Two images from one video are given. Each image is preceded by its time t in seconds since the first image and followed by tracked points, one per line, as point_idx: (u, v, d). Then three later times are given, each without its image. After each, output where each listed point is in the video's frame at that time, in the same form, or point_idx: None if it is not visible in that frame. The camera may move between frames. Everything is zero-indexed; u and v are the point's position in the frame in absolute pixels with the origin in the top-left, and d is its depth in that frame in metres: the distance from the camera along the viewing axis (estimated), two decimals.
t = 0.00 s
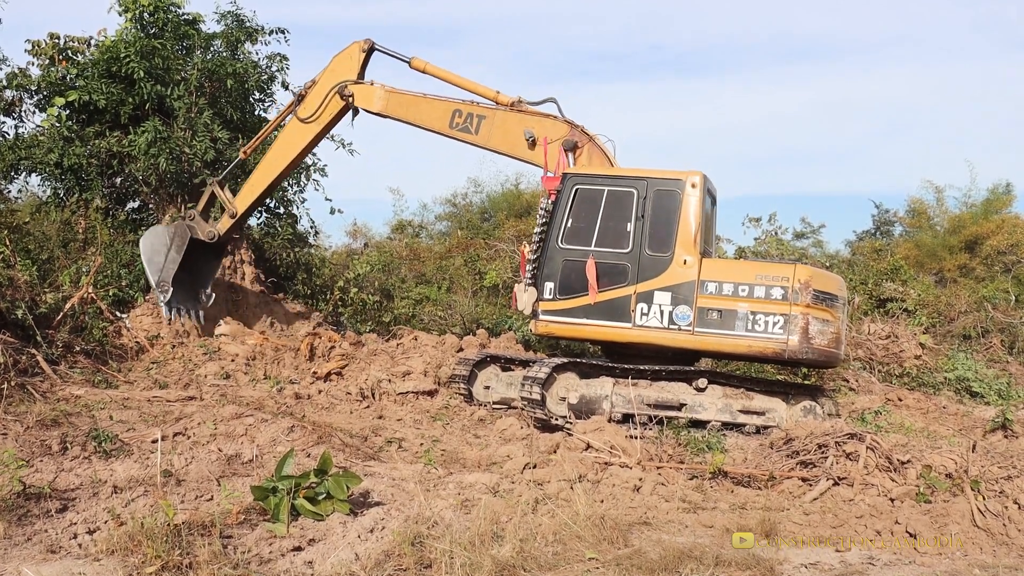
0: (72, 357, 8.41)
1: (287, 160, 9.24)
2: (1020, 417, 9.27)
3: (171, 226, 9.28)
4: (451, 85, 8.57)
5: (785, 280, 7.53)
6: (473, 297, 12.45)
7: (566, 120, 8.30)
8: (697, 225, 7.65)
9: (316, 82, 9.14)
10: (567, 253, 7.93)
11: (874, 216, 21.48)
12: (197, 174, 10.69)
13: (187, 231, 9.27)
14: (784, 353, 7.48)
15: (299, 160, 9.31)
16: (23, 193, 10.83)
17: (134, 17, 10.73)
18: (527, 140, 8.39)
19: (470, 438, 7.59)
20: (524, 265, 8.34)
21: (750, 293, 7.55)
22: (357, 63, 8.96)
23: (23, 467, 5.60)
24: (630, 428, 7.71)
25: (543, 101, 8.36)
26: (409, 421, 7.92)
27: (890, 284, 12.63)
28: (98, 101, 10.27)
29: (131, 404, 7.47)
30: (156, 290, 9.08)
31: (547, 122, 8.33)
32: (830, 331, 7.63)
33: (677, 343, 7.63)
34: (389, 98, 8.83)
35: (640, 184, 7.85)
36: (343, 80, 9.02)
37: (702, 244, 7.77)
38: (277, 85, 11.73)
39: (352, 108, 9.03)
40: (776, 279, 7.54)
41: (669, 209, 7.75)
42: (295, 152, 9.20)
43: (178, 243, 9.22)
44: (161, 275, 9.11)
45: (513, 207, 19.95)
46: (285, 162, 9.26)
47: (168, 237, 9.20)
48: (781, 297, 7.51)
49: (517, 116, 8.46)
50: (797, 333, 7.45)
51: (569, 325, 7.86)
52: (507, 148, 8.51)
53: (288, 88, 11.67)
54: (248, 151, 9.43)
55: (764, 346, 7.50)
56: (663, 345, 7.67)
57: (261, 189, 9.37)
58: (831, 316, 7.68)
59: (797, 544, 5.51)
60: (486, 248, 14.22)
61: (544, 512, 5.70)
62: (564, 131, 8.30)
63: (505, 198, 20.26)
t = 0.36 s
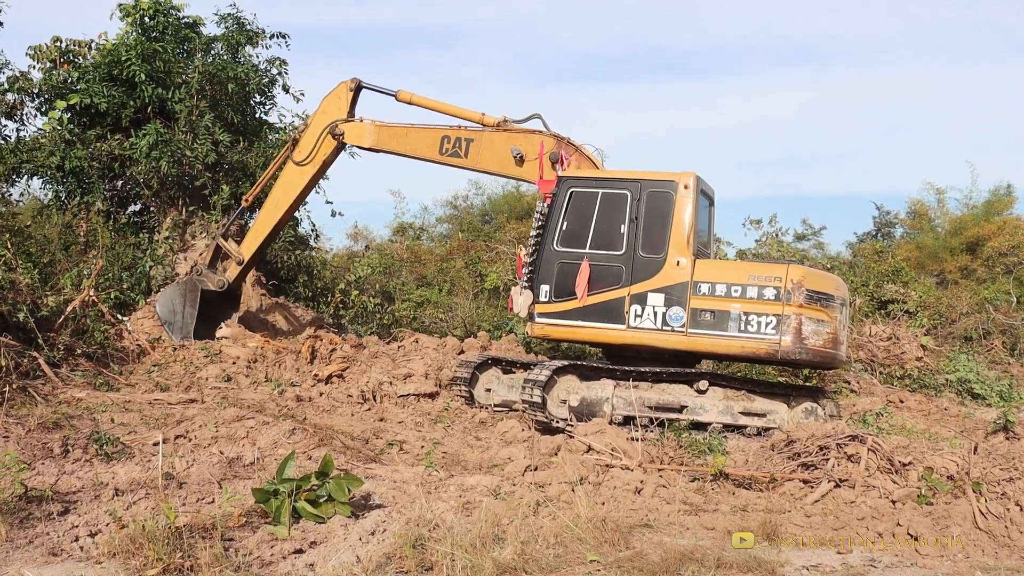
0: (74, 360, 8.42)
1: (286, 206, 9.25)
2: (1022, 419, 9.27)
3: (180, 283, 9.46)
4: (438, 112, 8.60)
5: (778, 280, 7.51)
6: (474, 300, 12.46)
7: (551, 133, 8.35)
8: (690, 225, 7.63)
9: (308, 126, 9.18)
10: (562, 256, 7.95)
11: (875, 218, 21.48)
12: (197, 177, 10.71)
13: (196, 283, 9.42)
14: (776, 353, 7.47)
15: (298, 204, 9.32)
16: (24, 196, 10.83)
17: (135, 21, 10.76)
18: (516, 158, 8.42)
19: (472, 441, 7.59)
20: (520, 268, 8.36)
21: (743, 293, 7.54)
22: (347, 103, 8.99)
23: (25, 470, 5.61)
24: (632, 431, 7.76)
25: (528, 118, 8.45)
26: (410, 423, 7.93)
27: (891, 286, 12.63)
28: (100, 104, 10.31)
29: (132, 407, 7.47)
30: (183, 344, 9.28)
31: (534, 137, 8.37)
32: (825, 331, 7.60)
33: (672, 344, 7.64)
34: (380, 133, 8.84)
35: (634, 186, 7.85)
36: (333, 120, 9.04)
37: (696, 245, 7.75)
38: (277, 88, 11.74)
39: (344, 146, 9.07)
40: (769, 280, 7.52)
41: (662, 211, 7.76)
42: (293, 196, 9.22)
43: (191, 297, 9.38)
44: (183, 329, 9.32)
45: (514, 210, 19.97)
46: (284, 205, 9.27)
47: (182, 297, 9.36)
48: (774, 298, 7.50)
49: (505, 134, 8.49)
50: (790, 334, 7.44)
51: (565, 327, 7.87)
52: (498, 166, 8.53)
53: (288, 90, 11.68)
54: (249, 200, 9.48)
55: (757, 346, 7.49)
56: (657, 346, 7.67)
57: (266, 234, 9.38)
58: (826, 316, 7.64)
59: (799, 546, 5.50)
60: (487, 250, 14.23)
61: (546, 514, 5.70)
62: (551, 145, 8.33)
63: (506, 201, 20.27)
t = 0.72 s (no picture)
0: (73, 360, 8.41)
1: (295, 201, 9.26)
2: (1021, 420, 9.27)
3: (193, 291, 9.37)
4: (443, 109, 8.61)
5: (778, 281, 7.51)
6: (475, 300, 12.47)
7: (556, 133, 8.34)
8: (690, 227, 7.64)
9: (313, 123, 9.19)
10: (562, 256, 7.95)
11: (875, 219, 21.49)
12: (198, 177, 10.70)
13: (209, 291, 9.36)
14: (776, 354, 7.48)
15: (307, 199, 9.33)
16: (24, 196, 10.84)
17: (136, 21, 10.74)
18: (520, 156, 8.43)
19: (471, 441, 7.60)
20: (520, 268, 8.37)
21: (742, 294, 7.54)
22: (350, 98, 9.00)
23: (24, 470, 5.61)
24: (632, 431, 7.74)
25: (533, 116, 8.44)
26: (410, 424, 7.93)
27: (891, 287, 12.63)
28: (100, 104, 10.29)
29: (132, 407, 7.48)
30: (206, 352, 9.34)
31: (538, 136, 8.38)
32: (824, 332, 7.59)
33: (671, 345, 7.64)
34: (385, 128, 8.85)
35: (634, 187, 7.86)
36: (338, 115, 9.05)
37: (695, 246, 7.76)
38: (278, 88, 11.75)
39: (349, 141, 9.10)
40: (768, 281, 7.52)
41: (663, 212, 7.76)
42: (301, 192, 9.23)
43: (206, 304, 9.36)
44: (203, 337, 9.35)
45: (514, 211, 19.97)
46: (293, 202, 9.28)
47: (196, 305, 9.35)
48: (773, 299, 7.50)
49: (509, 132, 8.50)
50: (789, 335, 7.44)
51: (564, 327, 7.87)
52: (501, 165, 8.55)
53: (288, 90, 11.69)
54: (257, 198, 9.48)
55: (756, 347, 7.50)
56: (656, 346, 7.68)
57: (277, 231, 9.40)
58: (825, 317, 7.63)
59: (798, 547, 5.51)
60: (487, 251, 14.23)
61: (545, 514, 5.70)
62: (554, 144, 8.32)
63: (506, 202, 20.27)
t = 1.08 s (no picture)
0: (72, 359, 8.41)
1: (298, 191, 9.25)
2: (1019, 421, 9.28)
3: (197, 290, 9.43)
4: (446, 101, 8.61)
5: (779, 282, 7.51)
6: (474, 300, 12.47)
7: (560, 129, 8.36)
8: (691, 227, 7.63)
9: (315, 113, 9.18)
10: (563, 256, 7.96)
11: (874, 220, 21.50)
12: (197, 176, 10.71)
13: (213, 285, 9.41)
14: (777, 355, 7.48)
15: (310, 190, 9.31)
16: (24, 194, 10.86)
17: (135, 20, 10.73)
18: (522, 151, 8.45)
19: (470, 441, 7.60)
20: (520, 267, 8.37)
21: (744, 295, 7.54)
22: (352, 87, 8.98)
23: (23, 469, 5.61)
24: (631, 431, 7.74)
25: (537, 112, 8.45)
26: (409, 423, 7.93)
27: (890, 288, 12.64)
28: (99, 102, 10.26)
29: (131, 406, 7.47)
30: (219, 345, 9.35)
31: (541, 132, 8.40)
32: (825, 333, 7.60)
33: (672, 345, 7.64)
34: (388, 119, 8.81)
35: (635, 187, 7.86)
36: (340, 105, 9.04)
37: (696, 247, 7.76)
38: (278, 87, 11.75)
39: (353, 131, 9.06)
40: (770, 281, 7.52)
41: (664, 212, 7.76)
42: (304, 182, 9.22)
43: (213, 299, 9.41)
44: (213, 331, 9.37)
45: (514, 211, 19.97)
46: (296, 194, 9.27)
47: (204, 301, 9.39)
48: (774, 299, 7.50)
49: (512, 128, 8.51)
50: (791, 336, 7.44)
51: (565, 327, 7.88)
52: (503, 160, 8.57)
53: (289, 90, 11.69)
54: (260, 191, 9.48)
55: (757, 348, 7.50)
56: (657, 347, 7.68)
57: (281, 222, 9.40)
58: (826, 317, 7.63)
59: (797, 547, 5.51)
60: (486, 250, 14.23)
61: (544, 514, 5.70)
62: (558, 141, 8.35)
63: (505, 202, 20.28)
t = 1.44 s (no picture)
0: (71, 357, 8.41)
1: (296, 180, 9.24)
2: (1018, 421, 9.29)
3: (196, 284, 9.43)
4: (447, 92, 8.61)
5: (782, 282, 7.54)
6: (473, 298, 12.47)
7: (562, 125, 8.37)
8: (694, 227, 7.64)
9: (312, 100, 9.18)
10: (564, 254, 7.95)
11: (872, 219, 21.51)
12: (196, 175, 10.72)
13: (213, 278, 9.44)
14: (780, 355, 7.50)
15: (307, 179, 9.31)
16: (22, 193, 10.82)
17: (134, 18, 10.72)
18: (523, 146, 8.45)
19: (469, 439, 7.60)
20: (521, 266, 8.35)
21: (747, 295, 7.56)
22: (350, 74, 9.02)
23: (21, 467, 5.60)
24: (628, 430, 7.76)
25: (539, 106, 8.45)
26: (408, 422, 7.94)
27: (889, 287, 12.65)
28: (98, 101, 10.26)
29: (129, 405, 7.47)
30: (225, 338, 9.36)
31: (543, 127, 8.41)
32: (826, 333, 7.63)
33: (674, 345, 7.64)
34: (387, 108, 8.83)
35: (637, 186, 7.86)
36: (339, 92, 9.05)
37: (699, 247, 7.77)
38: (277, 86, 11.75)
39: (351, 119, 9.07)
40: (772, 282, 7.55)
41: (665, 212, 7.76)
42: (302, 170, 9.21)
43: (212, 290, 9.42)
44: (217, 324, 9.37)
45: (513, 209, 19.98)
46: (294, 183, 9.26)
47: (203, 294, 9.39)
48: (777, 299, 7.53)
49: (513, 122, 8.52)
50: (794, 336, 7.46)
51: (566, 326, 7.88)
52: (504, 155, 8.57)
53: (288, 88, 11.68)
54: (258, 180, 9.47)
55: (760, 348, 7.52)
56: (659, 346, 7.68)
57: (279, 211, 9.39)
58: (827, 318, 7.67)
59: (795, 547, 5.51)
60: (485, 249, 14.23)
61: (542, 513, 5.70)
62: (560, 137, 8.34)
63: (504, 200, 20.27)
